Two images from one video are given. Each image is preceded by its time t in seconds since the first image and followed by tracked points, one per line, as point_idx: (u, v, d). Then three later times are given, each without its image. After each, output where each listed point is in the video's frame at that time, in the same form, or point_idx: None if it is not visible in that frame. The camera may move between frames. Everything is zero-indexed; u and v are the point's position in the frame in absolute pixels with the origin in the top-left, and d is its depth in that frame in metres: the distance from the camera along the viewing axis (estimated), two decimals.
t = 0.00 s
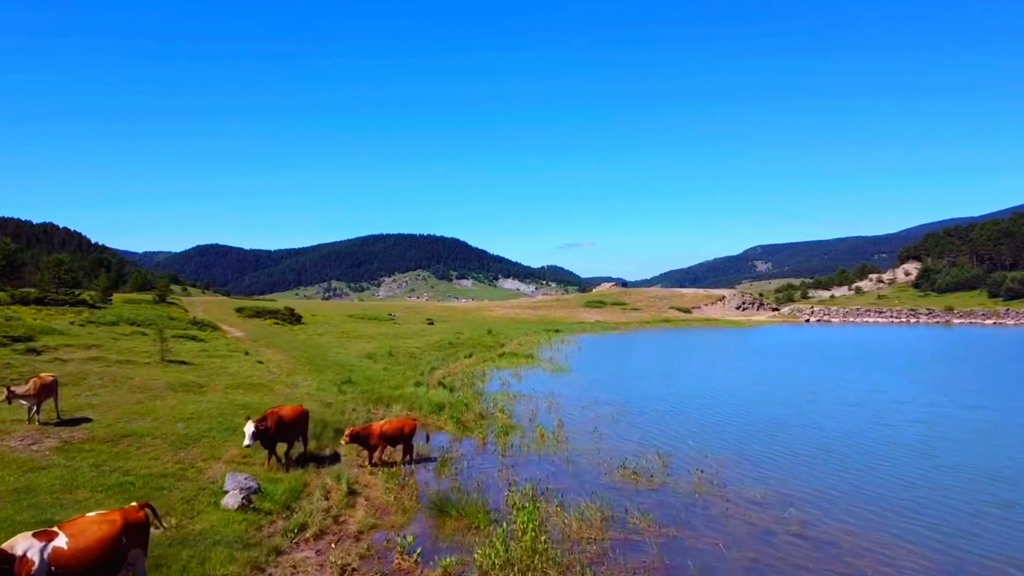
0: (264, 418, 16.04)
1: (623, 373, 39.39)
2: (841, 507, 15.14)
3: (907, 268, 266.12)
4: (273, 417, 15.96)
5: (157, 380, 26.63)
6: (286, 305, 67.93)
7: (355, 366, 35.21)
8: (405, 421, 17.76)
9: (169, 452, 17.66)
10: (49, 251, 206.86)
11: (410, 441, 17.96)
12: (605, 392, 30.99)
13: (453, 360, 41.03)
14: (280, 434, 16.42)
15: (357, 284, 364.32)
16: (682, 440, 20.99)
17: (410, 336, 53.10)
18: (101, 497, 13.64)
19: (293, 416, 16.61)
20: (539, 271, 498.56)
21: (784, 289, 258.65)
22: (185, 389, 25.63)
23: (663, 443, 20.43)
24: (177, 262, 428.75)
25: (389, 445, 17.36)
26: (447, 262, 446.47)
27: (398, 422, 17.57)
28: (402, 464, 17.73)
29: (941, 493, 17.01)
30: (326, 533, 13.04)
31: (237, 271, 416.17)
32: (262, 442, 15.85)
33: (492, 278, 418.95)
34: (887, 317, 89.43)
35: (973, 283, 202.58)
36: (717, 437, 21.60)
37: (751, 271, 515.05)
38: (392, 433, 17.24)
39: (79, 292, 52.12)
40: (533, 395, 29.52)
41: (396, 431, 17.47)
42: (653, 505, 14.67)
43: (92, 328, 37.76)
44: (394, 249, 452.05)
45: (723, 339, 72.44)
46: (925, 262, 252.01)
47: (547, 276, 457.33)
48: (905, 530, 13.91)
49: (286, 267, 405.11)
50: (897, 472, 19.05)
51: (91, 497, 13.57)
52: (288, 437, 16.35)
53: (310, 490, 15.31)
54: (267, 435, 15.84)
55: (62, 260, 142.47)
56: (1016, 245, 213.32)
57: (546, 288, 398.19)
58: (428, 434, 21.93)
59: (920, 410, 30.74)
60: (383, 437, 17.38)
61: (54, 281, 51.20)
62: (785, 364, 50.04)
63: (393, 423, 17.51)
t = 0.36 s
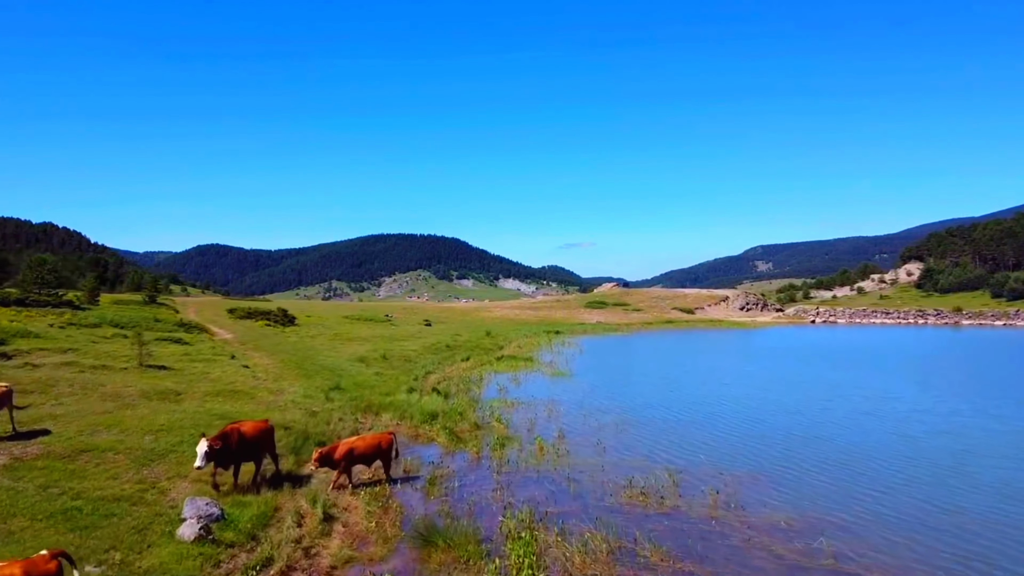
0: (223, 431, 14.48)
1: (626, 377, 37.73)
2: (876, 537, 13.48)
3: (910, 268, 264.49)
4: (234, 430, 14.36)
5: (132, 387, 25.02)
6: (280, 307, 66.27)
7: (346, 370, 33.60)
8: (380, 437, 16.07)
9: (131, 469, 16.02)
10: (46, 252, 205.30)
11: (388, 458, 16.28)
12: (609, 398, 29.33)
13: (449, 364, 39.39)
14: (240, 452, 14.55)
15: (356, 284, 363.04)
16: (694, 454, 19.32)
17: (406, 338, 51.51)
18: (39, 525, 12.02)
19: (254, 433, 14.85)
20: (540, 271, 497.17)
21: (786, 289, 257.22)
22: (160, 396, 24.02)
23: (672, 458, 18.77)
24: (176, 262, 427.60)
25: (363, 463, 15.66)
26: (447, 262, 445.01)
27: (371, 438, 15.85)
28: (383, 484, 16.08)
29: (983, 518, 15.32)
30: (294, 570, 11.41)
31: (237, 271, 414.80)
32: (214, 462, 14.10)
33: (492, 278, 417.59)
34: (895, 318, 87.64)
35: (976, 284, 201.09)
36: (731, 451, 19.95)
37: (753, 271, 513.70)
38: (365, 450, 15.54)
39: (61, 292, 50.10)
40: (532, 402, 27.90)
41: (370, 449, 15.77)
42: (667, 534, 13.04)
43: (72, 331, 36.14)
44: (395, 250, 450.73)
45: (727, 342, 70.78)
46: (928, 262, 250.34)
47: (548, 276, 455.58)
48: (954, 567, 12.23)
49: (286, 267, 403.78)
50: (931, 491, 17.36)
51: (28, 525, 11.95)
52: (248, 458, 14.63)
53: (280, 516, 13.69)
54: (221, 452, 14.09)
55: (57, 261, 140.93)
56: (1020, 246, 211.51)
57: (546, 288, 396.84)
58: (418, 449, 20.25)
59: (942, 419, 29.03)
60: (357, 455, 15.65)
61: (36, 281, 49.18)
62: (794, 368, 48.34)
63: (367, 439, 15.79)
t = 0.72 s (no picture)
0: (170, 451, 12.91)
1: (629, 381, 36.17)
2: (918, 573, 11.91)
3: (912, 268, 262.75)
4: (182, 451, 12.79)
5: (103, 395, 23.40)
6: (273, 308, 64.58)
7: (335, 375, 32.01)
8: (348, 457, 14.34)
9: (85, 492, 14.39)
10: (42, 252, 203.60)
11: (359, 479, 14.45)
12: (611, 405, 27.75)
13: (445, 368, 37.81)
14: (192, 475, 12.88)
15: (356, 284, 361.43)
16: (707, 471, 17.77)
17: (402, 340, 49.91)
18: None
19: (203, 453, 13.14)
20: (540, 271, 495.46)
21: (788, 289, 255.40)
22: (131, 405, 22.40)
23: (683, 476, 17.19)
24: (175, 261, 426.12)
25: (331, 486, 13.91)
26: (447, 262, 443.41)
27: (338, 459, 14.17)
28: (362, 508, 14.51)
29: None
30: None
31: (236, 271, 413.26)
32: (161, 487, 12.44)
33: (492, 278, 415.90)
34: (901, 319, 85.97)
35: (979, 284, 199.50)
36: (747, 467, 18.39)
37: (754, 271, 511.96)
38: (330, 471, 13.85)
39: (43, 294, 48.50)
40: (530, 409, 26.35)
41: (336, 469, 14.02)
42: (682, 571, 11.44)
43: (49, 333, 34.49)
44: (394, 249, 449.12)
45: (733, 343, 69.11)
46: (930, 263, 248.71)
47: (547, 276, 454.14)
48: None
49: (285, 267, 402.23)
50: (969, 514, 15.77)
51: None
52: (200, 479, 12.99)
53: (243, 547, 12.12)
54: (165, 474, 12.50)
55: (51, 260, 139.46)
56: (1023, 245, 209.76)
57: (546, 288, 395.20)
58: (406, 465, 18.67)
59: (964, 428, 27.43)
60: (325, 476, 13.90)
61: (18, 281, 47.58)
62: (802, 372, 46.75)
63: (333, 459, 14.10)
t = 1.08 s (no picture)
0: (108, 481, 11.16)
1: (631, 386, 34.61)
2: None
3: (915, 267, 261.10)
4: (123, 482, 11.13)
5: (70, 404, 21.77)
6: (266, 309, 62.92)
7: (324, 380, 30.41)
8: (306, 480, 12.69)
9: (27, 519, 12.76)
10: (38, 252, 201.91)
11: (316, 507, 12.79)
12: (614, 413, 26.18)
13: (440, 372, 36.26)
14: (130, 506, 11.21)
15: (355, 284, 359.98)
16: (722, 491, 16.18)
17: (397, 342, 48.35)
18: None
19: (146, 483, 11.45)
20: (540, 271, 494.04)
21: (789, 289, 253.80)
22: (98, 416, 20.77)
23: (696, 497, 15.64)
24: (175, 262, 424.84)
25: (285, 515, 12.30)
26: (448, 262, 442.00)
27: (291, 483, 12.47)
28: (336, 538, 12.90)
29: None
30: None
31: (235, 271, 411.98)
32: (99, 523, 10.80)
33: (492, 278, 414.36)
34: (908, 320, 84.33)
35: (982, 284, 197.97)
36: (765, 486, 16.81)
37: (755, 271, 510.37)
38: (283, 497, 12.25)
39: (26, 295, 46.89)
40: (529, 418, 24.80)
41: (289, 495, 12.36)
42: None
43: (25, 336, 32.88)
44: (394, 249, 447.69)
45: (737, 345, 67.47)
46: (933, 262, 247.13)
47: (547, 276, 452.68)
48: None
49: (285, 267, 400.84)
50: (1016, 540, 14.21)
51: None
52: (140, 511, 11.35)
53: None
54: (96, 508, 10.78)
55: (45, 261, 137.95)
56: None
57: (547, 288, 393.78)
58: (392, 483, 17.10)
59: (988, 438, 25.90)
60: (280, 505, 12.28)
61: None
62: (811, 376, 45.20)
63: (285, 484, 12.43)
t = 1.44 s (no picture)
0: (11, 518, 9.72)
1: (634, 392, 33.07)
2: None
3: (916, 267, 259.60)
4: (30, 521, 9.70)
5: (30, 414, 20.15)
6: (258, 310, 61.31)
7: (309, 386, 28.81)
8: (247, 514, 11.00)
9: None
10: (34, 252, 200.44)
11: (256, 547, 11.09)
12: (617, 423, 24.58)
13: (435, 377, 34.65)
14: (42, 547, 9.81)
15: (355, 284, 358.66)
16: (740, 515, 14.62)
17: (391, 345, 46.78)
18: None
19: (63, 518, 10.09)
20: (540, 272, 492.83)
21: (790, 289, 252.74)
22: (59, 428, 19.07)
23: (710, 523, 14.09)
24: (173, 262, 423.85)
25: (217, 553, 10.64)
26: (447, 262, 441.29)
27: (230, 514, 10.86)
28: None
29: None
30: None
31: (234, 271, 410.97)
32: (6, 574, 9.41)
33: (492, 279, 413.10)
34: (916, 321, 82.73)
35: (985, 284, 196.47)
36: (783, 510, 15.24)
37: (755, 271, 509.80)
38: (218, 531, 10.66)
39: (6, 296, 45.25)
40: (526, 429, 23.21)
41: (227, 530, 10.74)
42: None
43: None
44: (394, 250, 446.56)
45: (742, 347, 65.87)
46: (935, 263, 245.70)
47: (547, 276, 451.41)
48: None
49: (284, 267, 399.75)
50: None
51: None
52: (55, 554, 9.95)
53: None
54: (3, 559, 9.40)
55: (39, 264, 137.22)
56: None
57: (546, 288, 392.58)
58: (372, 505, 15.49)
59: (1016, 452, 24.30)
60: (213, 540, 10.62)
61: None
62: (820, 381, 43.60)
63: (223, 516, 10.78)
